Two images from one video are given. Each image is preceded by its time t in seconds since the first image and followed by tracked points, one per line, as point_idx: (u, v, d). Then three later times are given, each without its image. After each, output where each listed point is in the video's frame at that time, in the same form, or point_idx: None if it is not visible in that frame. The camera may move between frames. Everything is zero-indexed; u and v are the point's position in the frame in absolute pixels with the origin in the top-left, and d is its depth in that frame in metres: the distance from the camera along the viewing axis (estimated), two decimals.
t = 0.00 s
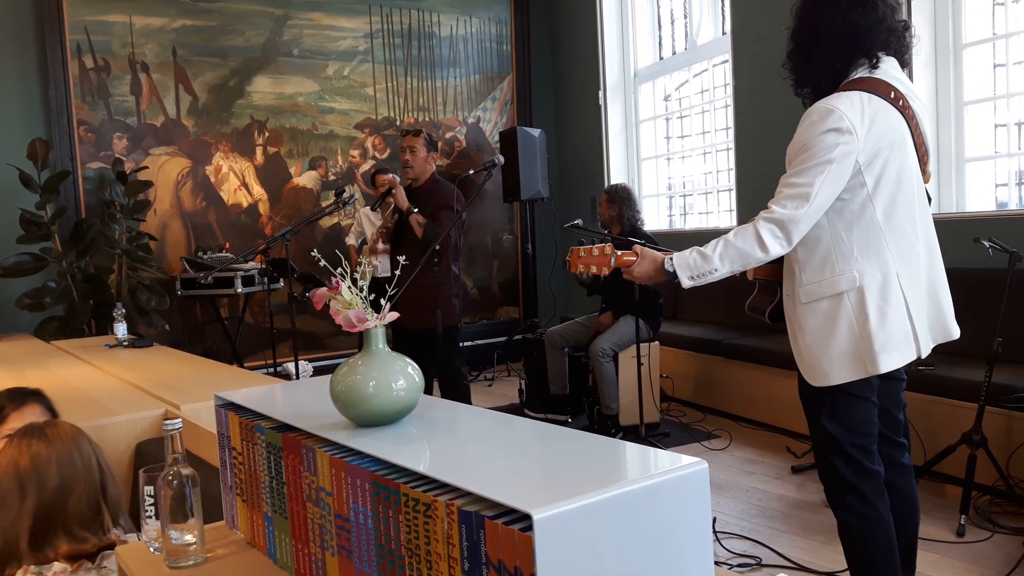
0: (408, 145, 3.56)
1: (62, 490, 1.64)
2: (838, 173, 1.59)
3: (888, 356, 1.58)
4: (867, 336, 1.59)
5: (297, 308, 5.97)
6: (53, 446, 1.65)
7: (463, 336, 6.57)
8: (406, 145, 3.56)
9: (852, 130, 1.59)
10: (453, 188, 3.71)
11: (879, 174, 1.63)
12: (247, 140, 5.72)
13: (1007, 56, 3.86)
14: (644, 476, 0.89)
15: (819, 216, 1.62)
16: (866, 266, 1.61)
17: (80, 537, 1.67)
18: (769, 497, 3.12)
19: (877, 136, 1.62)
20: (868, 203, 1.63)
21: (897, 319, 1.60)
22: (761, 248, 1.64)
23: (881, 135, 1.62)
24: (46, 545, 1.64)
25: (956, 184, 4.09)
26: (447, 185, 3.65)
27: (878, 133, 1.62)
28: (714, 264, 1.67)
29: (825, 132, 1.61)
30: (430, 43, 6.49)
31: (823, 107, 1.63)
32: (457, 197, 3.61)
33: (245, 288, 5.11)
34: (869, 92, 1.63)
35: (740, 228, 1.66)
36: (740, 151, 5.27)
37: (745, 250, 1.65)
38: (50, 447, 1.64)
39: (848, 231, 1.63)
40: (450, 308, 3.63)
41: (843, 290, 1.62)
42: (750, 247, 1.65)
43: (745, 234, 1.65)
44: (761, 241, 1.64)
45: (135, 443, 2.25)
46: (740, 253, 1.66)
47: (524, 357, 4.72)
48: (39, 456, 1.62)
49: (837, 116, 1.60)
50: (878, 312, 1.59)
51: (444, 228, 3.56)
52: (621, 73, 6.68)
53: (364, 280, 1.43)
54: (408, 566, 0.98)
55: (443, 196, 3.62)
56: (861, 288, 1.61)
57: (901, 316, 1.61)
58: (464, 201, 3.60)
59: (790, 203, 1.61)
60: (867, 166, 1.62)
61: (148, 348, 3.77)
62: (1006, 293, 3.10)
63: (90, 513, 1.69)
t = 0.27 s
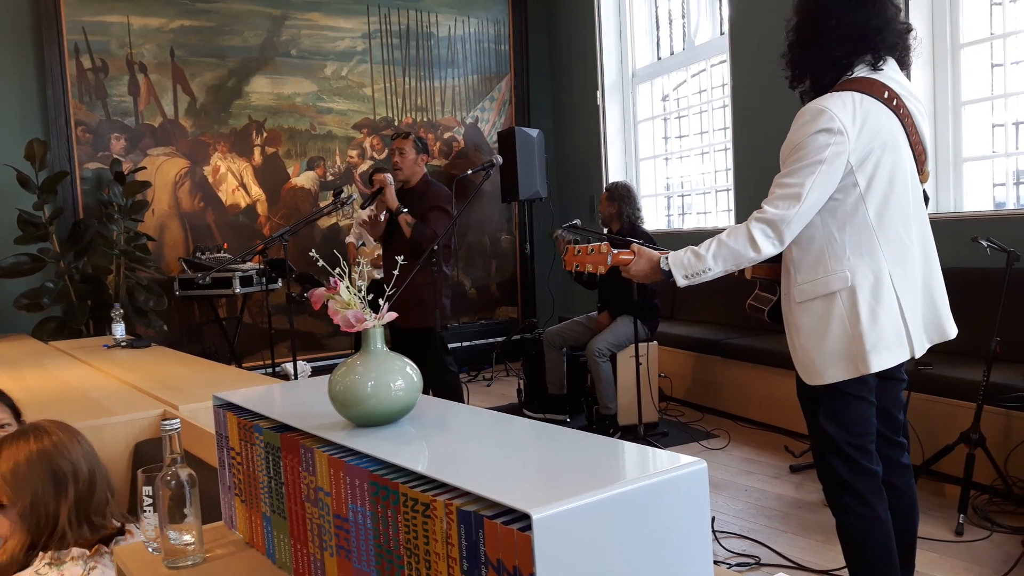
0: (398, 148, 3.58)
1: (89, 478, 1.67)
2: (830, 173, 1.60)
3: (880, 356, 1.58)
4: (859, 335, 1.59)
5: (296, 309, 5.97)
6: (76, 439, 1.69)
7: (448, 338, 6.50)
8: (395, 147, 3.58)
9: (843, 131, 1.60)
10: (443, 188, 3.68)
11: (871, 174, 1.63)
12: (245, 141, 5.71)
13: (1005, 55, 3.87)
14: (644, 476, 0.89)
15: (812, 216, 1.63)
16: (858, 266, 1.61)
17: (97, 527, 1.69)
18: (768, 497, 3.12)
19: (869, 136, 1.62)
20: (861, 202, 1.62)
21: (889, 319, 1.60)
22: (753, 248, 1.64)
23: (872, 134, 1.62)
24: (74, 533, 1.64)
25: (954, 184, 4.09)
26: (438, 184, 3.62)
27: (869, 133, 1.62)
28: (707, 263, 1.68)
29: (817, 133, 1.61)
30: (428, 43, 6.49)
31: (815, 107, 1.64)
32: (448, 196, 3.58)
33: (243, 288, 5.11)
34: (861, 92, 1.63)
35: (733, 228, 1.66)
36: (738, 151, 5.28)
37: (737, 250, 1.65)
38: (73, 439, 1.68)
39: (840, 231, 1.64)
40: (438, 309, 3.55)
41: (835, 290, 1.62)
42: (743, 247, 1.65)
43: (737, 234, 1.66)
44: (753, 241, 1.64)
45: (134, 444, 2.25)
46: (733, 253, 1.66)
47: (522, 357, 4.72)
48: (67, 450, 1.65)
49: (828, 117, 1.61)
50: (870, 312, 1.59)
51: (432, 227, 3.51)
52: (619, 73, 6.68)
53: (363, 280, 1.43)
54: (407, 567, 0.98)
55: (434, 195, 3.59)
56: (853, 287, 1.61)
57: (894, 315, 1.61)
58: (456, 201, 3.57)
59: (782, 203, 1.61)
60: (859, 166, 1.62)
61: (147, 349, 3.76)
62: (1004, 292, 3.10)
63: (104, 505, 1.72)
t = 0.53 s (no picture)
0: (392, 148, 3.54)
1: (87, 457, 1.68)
2: (830, 172, 1.59)
3: (880, 354, 1.58)
4: (858, 334, 1.59)
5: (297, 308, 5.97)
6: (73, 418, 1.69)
7: (448, 336, 6.50)
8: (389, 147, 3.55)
9: (844, 129, 1.59)
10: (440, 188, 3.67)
11: (871, 172, 1.63)
12: (246, 139, 5.71)
13: (1007, 54, 3.86)
14: (645, 474, 0.89)
15: (812, 214, 1.62)
16: (858, 264, 1.61)
17: (96, 502, 1.68)
18: (769, 495, 3.12)
19: (869, 135, 1.62)
20: (861, 201, 1.62)
21: (889, 317, 1.60)
22: (754, 247, 1.64)
23: (873, 133, 1.62)
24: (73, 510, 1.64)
25: (956, 183, 4.09)
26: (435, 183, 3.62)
27: (870, 132, 1.61)
28: (708, 262, 1.68)
29: (817, 131, 1.61)
30: (429, 42, 6.49)
31: (816, 105, 1.63)
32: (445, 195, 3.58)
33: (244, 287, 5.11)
34: (862, 91, 1.63)
35: (734, 226, 1.66)
36: (739, 149, 5.28)
37: (738, 248, 1.65)
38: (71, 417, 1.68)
39: (841, 230, 1.63)
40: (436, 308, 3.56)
41: (835, 288, 1.62)
42: (743, 246, 1.65)
43: (738, 233, 1.66)
44: (754, 240, 1.64)
45: (135, 443, 2.25)
46: (733, 251, 1.66)
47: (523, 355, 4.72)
48: (60, 428, 1.64)
49: (829, 115, 1.60)
50: (870, 310, 1.59)
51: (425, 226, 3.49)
52: (620, 71, 6.68)
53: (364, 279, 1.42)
54: (408, 565, 0.99)
55: (430, 195, 3.58)
56: (853, 286, 1.61)
57: (894, 314, 1.60)
58: (453, 200, 3.57)
59: (782, 202, 1.61)
60: (859, 165, 1.62)
61: (148, 347, 3.77)
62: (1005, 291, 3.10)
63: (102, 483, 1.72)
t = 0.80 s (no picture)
0: (392, 147, 3.53)
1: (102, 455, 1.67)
2: (836, 171, 1.59)
3: (883, 353, 1.58)
4: (862, 333, 1.58)
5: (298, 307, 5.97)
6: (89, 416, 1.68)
7: (449, 335, 6.50)
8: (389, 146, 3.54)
9: (850, 128, 1.59)
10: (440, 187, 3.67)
11: (877, 171, 1.63)
12: (247, 138, 5.71)
13: (1008, 51, 3.85)
14: (648, 473, 0.88)
15: (817, 213, 1.62)
16: (862, 263, 1.61)
17: (115, 500, 1.68)
18: (771, 494, 3.12)
19: (875, 134, 1.61)
20: (866, 200, 1.62)
21: (893, 316, 1.60)
22: (759, 245, 1.63)
23: (879, 132, 1.62)
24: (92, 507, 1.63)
25: (957, 181, 4.08)
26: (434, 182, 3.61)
27: (875, 131, 1.61)
28: (713, 260, 1.67)
29: (823, 130, 1.60)
30: (429, 40, 6.48)
31: (822, 103, 1.63)
32: (445, 194, 3.57)
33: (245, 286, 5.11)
34: (868, 90, 1.63)
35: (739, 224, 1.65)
36: (740, 148, 5.27)
37: (743, 247, 1.64)
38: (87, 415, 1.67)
39: (845, 229, 1.63)
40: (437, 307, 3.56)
41: (839, 287, 1.61)
42: (748, 244, 1.64)
43: (743, 232, 1.65)
44: (759, 239, 1.63)
45: (137, 443, 2.25)
46: (738, 250, 1.65)
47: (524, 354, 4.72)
48: (80, 427, 1.64)
49: (835, 114, 1.60)
50: (874, 309, 1.59)
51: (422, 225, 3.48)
52: (621, 70, 6.67)
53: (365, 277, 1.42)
54: (410, 564, 0.98)
55: (429, 194, 3.57)
56: (857, 285, 1.60)
57: (898, 313, 1.60)
58: (452, 199, 3.57)
59: (788, 200, 1.61)
60: (865, 164, 1.62)
61: (149, 346, 3.77)
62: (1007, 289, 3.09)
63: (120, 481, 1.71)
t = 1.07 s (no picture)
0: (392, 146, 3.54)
1: (87, 471, 1.63)
2: (845, 171, 1.58)
3: (887, 353, 1.58)
4: (867, 333, 1.59)
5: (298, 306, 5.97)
6: (83, 431, 1.65)
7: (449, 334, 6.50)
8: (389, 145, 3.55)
9: (860, 128, 1.58)
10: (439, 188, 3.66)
11: (883, 172, 1.63)
12: (247, 138, 5.71)
13: (1009, 50, 3.85)
14: (648, 471, 0.89)
15: (824, 213, 1.62)
16: (867, 264, 1.61)
17: (104, 516, 1.64)
18: (771, 492, 3.12)
19: (883, 135, 1.61)
20: (872, 200, 1.62)
21: (898, 317, 1.60)
22: (767, 245, 1.62)
23: (886, 133, 1.62)
24: (74, 524, 1.61)
25: (958, 179, 4.08)
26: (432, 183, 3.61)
27: (883, 132, 1.61)
28: (719, 259, 1.64)
29: (832, 129, 1.59)
30: (429, 39, 6.48)
31: (831, 102, 1.62)
32: (443, 195, 3.57)
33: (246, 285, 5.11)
34: (877, 90, 1.63)
35: (746, 223, 1.63)
36: (741, 146, 5.27)
37: (750, 246, 1.62)
38: (79, 430, 1.65)
39: (851, 229, 1.63)
40: (437, 308, 3.56)
41: (844, 287, 1.61)
42: (755, 243, 1.62)
43: (750, 230, 1.63)
44: (767, 238, 1.61)
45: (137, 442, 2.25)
46: (745, 249, 1.63)
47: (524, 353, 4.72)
48: (64, 442, 1.63)
49: (845, 113, 1.59)
50: (879, 310, 1.59)
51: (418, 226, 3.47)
52: (621, 69, 6.67)
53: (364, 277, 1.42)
54: (411, 562, 0.98)
55: (428, 195, 3.57)
56: (862, 285, 1.60)
57: (902, 313, 1.61)
58: (451, 199, 3.57)
59: (796, 200, 1.60)
60: (872, 164, 1.62)
61: (150, 346, 3.77)
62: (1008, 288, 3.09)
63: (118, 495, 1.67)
